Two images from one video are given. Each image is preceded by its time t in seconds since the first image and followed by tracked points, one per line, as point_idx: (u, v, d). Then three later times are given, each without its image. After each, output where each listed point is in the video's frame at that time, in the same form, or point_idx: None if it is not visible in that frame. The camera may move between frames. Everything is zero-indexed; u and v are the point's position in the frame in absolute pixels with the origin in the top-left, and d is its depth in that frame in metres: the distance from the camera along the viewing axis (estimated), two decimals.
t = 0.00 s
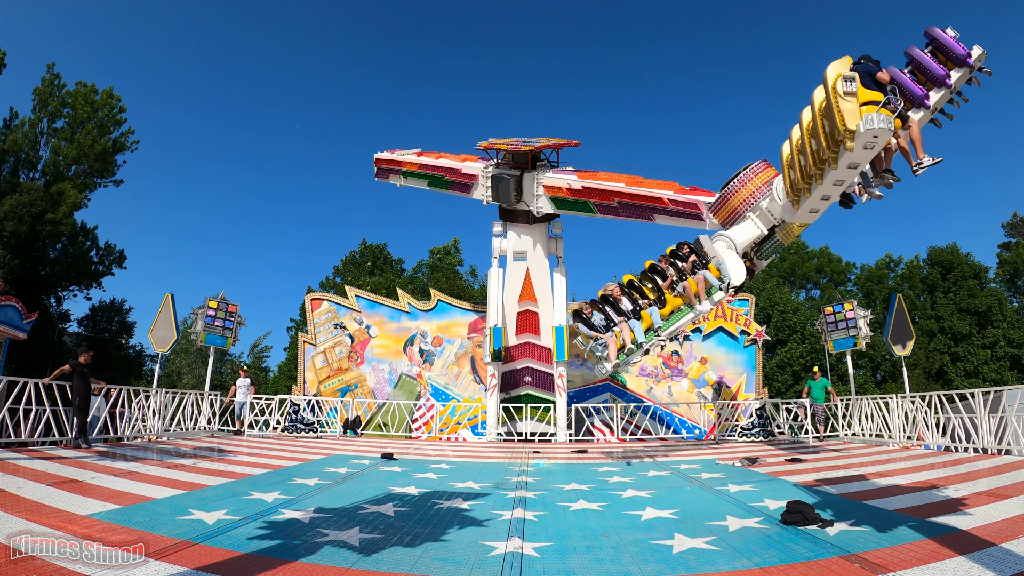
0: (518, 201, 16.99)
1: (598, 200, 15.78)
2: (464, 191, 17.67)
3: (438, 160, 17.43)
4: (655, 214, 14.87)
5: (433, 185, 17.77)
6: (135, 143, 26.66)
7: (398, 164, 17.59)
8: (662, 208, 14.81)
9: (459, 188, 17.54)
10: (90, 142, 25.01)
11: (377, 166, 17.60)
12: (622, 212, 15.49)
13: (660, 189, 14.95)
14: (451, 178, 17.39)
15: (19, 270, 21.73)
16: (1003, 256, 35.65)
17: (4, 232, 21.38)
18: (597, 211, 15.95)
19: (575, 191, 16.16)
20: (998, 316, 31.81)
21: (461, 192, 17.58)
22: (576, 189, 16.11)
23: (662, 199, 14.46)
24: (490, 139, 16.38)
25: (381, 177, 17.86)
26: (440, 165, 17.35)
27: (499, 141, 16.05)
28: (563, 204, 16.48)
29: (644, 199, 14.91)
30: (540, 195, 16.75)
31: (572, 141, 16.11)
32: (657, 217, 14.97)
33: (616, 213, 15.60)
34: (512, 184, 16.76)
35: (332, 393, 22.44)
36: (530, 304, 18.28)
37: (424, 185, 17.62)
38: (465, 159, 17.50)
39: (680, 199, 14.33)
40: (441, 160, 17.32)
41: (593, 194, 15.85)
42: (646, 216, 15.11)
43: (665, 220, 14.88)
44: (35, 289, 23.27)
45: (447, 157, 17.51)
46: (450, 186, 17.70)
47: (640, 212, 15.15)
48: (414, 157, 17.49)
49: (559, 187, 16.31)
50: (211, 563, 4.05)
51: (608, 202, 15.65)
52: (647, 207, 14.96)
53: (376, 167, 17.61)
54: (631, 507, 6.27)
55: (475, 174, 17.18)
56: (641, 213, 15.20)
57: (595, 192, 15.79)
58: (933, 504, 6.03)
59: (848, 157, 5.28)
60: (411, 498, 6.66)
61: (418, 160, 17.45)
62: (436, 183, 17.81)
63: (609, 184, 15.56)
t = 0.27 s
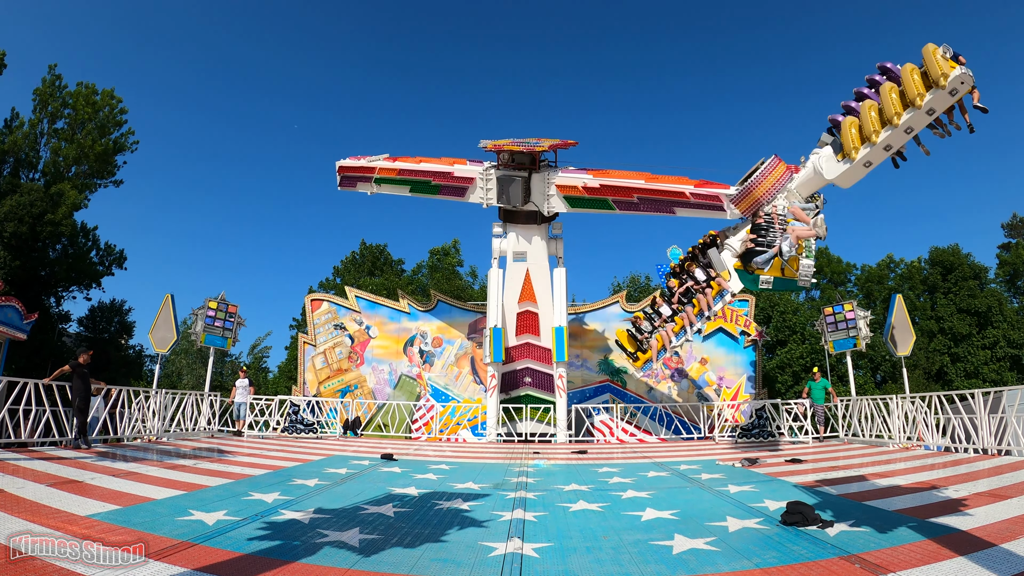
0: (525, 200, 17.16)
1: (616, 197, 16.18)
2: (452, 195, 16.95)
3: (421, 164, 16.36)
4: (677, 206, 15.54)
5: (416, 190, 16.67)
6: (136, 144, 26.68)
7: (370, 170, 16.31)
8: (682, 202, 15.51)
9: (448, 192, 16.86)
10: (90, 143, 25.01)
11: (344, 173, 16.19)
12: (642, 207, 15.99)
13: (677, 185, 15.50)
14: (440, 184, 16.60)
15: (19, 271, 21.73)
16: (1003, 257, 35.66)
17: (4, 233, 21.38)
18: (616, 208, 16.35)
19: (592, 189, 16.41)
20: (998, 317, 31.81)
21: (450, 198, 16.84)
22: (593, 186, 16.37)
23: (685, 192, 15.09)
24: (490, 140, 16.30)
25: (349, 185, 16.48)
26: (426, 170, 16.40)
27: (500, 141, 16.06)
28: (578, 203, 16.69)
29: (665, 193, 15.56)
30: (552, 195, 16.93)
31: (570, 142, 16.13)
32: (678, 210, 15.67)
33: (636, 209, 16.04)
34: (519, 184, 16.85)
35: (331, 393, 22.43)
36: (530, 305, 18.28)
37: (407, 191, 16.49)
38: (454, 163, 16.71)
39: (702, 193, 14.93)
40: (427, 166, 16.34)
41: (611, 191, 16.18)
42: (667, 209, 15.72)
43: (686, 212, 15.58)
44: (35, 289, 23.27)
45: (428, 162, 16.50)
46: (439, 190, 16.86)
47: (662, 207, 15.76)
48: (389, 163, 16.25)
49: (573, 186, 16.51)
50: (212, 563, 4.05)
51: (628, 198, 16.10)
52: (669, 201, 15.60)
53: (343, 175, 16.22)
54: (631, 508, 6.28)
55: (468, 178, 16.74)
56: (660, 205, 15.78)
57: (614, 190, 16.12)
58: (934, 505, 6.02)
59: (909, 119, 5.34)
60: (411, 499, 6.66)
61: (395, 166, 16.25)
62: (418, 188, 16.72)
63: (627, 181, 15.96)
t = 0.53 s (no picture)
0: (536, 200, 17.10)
1: (628, 193, 16.27)
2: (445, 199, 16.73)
3: (406, 169, 15.90)
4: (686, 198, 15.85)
5: (403, 197, 16.31)
6: (136, 145, 26.68)
7: (348, 177, 15.81)
8: (690, 194, 15.85)
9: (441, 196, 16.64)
10: (91, 143, 25.02)
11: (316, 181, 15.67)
12: (653, 201, 16.17)
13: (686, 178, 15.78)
14: (432, 188, 16.40)
15: (19, 272, 21.74)
16: (1003, 257, 35.66)
17: (4, 233, 21.39)
18: (627, 204, 16.44)
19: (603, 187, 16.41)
20: (998, 317, 31.82)
21: (444, 201, 16.72)
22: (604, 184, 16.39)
23: (692, 185, 15.57)
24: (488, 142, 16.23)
25: (322, 194, 15.99)
26: (417, 175, 16.02)
27: (499, 141, 16.06)
28: (589, 202, 16.73)
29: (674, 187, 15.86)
30: (561, 193, 16.90)
31: (567, 142, 16.09)
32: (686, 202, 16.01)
33: (647, 204, 16.19)
34: (530, 185, 16.75)
35: (331, 393, 22.43)
36: (530, 305, 18.27)
37: (393, 198, 16.16)
38: (448, 166, 16.44)
39: (709, 185, 15.52)
40: (417, 171, 15.95)
41: (622, 188, 16.27)
42: (677, 202, 16.02)
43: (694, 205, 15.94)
44: (34, 290, 23.28)
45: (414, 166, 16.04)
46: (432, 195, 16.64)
47: (671, 200, 16.12)
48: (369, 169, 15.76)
49: (584, 185, 16.52)
50: (212, 564, 4.05)
51: (639, 193, 16.23)
52: (678, 194, 15.95)
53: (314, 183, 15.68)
54: (631, 508, 6.28)
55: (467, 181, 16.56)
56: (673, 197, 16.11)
57: (625, 185, 16.20)
58: (934, 505, 6.02)
59: (888, 113, 9.14)
60: (411, 500, 6.65)
61: (376, 172, 15.78)
62: (406, 193, 16.39)
63: (637, 177, 16.05)
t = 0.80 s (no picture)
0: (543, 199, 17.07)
1: (631, 189, 16.30)
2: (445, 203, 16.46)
3: (401, 174, 15.51)
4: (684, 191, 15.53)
5: (399, 203, 15.93)
6: (136, 145, 26.67)
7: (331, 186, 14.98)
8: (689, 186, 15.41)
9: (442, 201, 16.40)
10: (91, 144, 25.02)
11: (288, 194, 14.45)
12: (655, 195, 16.24)
13: (686, 172, 15.55)
14: (432, 193, 16.08)
15: (20, 272, 21.74)
16: (1003, 258, 35.70)
17: (5, 233, 21.38)
18: (631, 199, 16.54)
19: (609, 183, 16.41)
20: (998, 317, 31.84)
21: (445, 205, 16.44)
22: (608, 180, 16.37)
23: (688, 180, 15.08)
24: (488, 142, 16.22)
25: (298, 207, 14.80)
26: (413, 180, 15.68)
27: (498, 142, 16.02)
28: (594, 198, 16.84)
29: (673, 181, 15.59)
30: (568, 190, 16.85)
31: (562, 143, 16.13)
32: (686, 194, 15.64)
33: (648, 197, 16.34)
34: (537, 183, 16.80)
35: (331, 394, 22.44)
36: (530, 306, 18.27)
37: (388, 204, 15.76)
38: (448, 169, 16.09)
39: (705, 177, 14.94)
40: (413, 175, 15.59)
41: (626, 183, 16.27)
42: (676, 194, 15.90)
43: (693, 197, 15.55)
44: (35, 290, 23.29)
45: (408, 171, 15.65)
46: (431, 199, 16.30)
47: (672, 193, 15.86)
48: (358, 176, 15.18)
49: (590, 183, 16.45)
50: (212, 564, 4.05)
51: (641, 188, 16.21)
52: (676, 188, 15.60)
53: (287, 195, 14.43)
54: (632, 509, 6.28)
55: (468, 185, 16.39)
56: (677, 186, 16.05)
57: (627, 182, 16.19)
58: (934, 506, 6.01)
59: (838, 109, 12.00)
60: (411, 500, 6.65)
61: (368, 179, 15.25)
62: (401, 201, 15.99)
63: (638, 172, 15.98)
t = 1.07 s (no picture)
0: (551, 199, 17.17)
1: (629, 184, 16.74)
2: (451, 206, 16.38)
3: (402, 179, 15.23)
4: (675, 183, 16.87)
5: (402, 208, 15.72)
6: (136, 145, 26.67)
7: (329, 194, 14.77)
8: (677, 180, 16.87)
9: (448, 204, 16.31)
10: (91, 144, 25.02)
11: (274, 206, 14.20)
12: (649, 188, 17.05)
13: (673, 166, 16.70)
14: (438, 198, 15.96)
15: (19, 272, 21.74)
16: (1002, 258, 35.70)
17: (4, 233, 21.38)
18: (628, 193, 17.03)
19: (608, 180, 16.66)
20: (998, 317, 31.84)
21: (451, 208, 16.36)
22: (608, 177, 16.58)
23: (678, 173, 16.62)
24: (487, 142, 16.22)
25: (289, 217, 14.62)
26: (417, 184, 15.41)
27: (498, 141, 16.05)
28: (597, 194, 16.93)
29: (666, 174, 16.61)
30: (572, 189, 16.96)
31: (566, 146, 16.10)
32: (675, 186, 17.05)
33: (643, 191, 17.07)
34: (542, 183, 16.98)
35: (331, 394, 22.43)
36: (530, 305, 18.26)
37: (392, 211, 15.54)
38: (452, 172, 15.97)
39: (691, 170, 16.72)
40: (416, 179, 15.31)
41: (624, 180, 16.64)
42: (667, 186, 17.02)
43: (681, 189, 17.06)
44: (35, 290, 23.29)
45: (409, 175, 15.33)
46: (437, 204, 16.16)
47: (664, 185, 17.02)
48: (356, 183, 14.83)
49: (593, 181, 16.60)
50: (211, 564, 4.05)
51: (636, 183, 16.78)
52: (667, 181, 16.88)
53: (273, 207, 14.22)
54: (632, 509, 6.28)
55: (473, 186, 16.40)
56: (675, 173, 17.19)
57: (626, 177, 16.62)
58: (934, 506, 6.00)
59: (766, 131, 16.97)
60: (411, 500, 6.65)
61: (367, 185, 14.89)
62: (404, 206, 15.75)
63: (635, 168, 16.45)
